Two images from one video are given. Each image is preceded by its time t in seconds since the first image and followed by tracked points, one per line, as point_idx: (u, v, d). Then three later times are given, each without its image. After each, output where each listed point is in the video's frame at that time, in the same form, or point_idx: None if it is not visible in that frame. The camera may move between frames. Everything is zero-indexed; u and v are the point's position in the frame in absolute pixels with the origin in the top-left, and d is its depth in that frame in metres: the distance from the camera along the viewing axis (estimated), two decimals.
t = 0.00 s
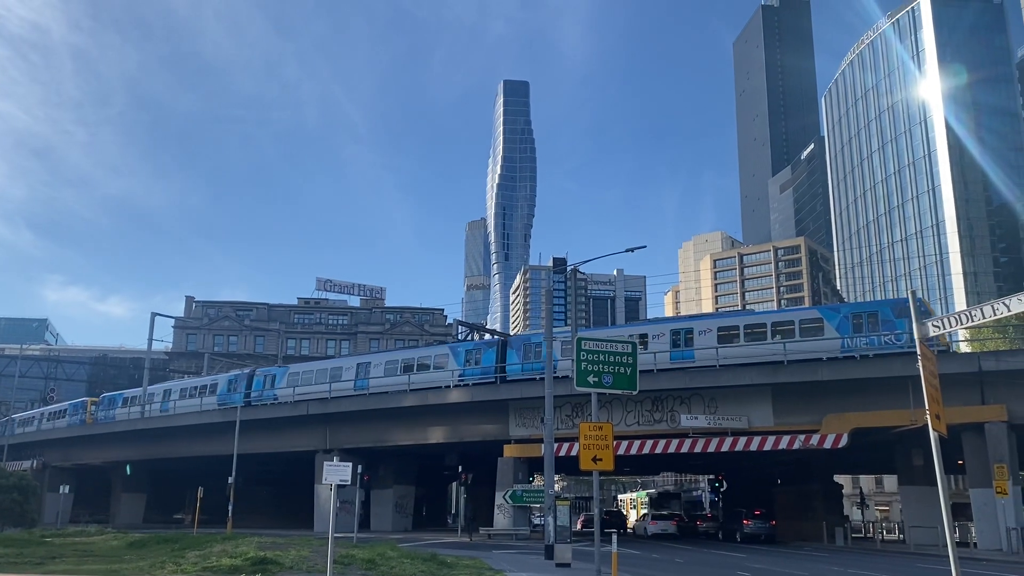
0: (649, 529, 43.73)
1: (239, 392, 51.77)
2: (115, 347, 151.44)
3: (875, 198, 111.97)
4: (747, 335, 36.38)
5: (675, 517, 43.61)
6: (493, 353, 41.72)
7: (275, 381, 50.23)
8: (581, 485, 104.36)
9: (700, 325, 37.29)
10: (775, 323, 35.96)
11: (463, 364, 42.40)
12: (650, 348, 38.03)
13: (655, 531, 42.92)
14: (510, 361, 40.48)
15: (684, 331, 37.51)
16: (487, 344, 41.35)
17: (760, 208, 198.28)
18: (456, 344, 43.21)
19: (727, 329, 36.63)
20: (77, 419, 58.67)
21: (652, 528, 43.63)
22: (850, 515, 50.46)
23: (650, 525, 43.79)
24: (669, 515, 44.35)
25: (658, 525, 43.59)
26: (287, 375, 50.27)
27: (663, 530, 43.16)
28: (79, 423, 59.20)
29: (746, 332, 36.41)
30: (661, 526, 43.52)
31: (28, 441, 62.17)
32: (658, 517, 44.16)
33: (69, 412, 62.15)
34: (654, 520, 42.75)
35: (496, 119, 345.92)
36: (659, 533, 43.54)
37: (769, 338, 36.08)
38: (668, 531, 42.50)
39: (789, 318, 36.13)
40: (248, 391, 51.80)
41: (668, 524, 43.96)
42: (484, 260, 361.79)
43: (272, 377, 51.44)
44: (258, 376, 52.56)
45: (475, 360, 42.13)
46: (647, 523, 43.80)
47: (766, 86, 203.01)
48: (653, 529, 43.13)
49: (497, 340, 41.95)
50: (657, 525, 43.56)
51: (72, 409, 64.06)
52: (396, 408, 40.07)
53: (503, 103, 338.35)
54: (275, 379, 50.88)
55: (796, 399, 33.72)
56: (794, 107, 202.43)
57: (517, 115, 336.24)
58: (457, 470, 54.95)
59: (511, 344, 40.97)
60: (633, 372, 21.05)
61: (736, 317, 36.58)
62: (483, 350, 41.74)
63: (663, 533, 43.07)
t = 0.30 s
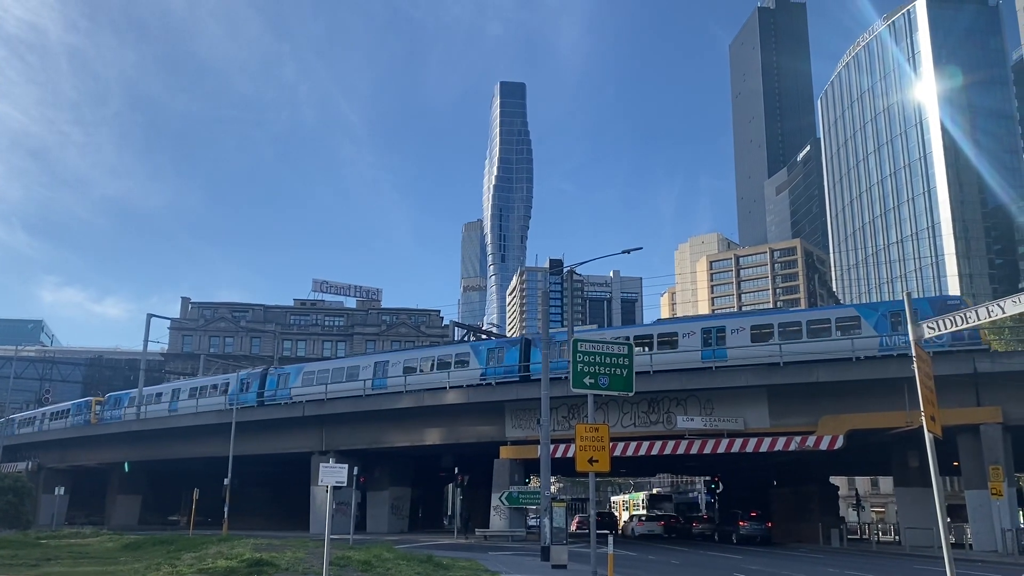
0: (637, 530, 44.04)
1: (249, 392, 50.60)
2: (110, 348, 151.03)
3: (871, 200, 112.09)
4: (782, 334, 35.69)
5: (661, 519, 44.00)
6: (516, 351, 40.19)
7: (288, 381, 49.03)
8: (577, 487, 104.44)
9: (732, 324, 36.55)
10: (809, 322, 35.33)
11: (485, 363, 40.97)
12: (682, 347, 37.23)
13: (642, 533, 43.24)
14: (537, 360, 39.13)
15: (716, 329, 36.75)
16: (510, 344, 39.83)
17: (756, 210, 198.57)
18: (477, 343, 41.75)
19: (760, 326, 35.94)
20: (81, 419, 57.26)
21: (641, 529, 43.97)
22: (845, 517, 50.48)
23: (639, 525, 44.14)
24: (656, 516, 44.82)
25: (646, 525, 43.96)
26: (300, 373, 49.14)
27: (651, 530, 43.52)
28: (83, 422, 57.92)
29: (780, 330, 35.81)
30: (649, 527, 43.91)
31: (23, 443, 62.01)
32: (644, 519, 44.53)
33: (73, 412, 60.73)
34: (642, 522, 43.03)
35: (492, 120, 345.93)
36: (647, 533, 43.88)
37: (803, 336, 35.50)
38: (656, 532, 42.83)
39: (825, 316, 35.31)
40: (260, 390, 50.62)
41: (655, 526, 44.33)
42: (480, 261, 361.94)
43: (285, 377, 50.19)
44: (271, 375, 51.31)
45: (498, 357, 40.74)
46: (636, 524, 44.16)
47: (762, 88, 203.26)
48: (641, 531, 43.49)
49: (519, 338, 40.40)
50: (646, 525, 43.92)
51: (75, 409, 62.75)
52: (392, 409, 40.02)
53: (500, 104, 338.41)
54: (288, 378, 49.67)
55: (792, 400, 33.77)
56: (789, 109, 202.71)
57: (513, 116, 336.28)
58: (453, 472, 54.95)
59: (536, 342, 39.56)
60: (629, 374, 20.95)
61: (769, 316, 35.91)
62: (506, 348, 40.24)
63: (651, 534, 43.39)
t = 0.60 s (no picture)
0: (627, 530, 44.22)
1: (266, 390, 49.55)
2: (109, 349, 150.82)
3: (869, 201, 112.03)
4: (820, 331, 34.74)
5: (653, 519, 43.99)
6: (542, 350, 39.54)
7: (305, 380, 47.90)
8: (576, 488, 104.44)
9: (767, 321, 35.65)
10: (850, 319, 34.34)
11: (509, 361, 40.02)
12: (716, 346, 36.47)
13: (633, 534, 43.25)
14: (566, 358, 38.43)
15: (751, 327, 35.87)
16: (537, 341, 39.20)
17: (754, 211, 198.82)
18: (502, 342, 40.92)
19: (800, 324, 34.95)
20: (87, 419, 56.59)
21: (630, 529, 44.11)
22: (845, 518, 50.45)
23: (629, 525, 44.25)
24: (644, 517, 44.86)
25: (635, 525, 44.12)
26: (318, 372, 48.01)
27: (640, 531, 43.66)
28: (91, 423, 56.99)
29: (818, 328, 34.84)
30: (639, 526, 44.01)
31: (21, 443, 61.91)
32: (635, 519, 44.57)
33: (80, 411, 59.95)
34: (632, 522, 43.07)
35: (490, 121, 345.98)
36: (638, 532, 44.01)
37: (843, 334, 34.61)
38: (647, 533, 42.83)
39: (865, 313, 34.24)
40: (276, 389, 49.46)
41: (647, 527, 44.30)
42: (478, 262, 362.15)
43: (302, 374, 48.82)
44: (287, 374, 50.14)
45: (522, 357, 39.88)
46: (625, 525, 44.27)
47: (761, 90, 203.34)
48: (632, 531, 43.55)
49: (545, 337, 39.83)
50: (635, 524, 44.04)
51: (83, 407, 61.88)
52: (391, 410, 39.97)
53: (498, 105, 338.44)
54: (304, 377, 48.61)
55: (790, 401, 33.80)
56: (788, 111, 202.80)
57: (512, 117, 336.32)
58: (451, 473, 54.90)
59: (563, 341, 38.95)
60: (627, 375, 21.00)
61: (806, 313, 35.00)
62: (531, 346, 39.57)
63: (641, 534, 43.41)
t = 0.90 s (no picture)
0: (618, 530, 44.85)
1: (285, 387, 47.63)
2: (109, 349, 150.87)
3: (869, 202, 111.92)
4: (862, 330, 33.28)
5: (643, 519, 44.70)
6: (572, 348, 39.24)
7: (325, 377, 46.03)
8: (576, 488, 104.49)
9: (806, 320, 34.40)
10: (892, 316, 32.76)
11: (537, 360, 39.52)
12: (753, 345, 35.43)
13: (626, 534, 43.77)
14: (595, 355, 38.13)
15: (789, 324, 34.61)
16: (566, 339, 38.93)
17: (754, 212, 198.89)
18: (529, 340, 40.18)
19: (838, 322, 33.75)
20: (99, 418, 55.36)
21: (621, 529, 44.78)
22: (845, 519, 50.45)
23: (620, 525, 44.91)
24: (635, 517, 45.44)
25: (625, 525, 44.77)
26: (339, 369, 46.19)
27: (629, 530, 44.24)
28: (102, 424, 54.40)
29: (858, 326, 33.44)
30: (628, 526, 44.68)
31: (21, 443, 61.93)
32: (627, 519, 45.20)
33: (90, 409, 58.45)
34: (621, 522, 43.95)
35: (491, 122, 346.02)
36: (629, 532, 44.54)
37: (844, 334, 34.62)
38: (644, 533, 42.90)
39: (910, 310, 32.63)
40: (295, 388, 47.47)
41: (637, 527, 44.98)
42: (478, 262, 362.04)
43: (322, 373, 47.18)
44: (306, 371, 48.13)
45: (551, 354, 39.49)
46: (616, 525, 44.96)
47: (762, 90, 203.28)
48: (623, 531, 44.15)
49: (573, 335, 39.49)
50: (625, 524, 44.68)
51: (92, 406, 59.41)
52: (391, 410, 40.02)
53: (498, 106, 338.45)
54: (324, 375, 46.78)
55: (790, 402, 33.84)
56: (788, 111, 202.75)
57: (512, 117, 336.24)
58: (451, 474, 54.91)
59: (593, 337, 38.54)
60: (627, 376, 21.03)
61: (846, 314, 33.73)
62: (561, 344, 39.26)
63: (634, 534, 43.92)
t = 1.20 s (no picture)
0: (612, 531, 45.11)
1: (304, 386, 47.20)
2: (109, 349, 150.97)
3: (870, 203, 111.85)
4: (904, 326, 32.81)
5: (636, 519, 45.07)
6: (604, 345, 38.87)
7: (347, 375, 45.85)
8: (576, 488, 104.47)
9: (846, 317, 33.96)
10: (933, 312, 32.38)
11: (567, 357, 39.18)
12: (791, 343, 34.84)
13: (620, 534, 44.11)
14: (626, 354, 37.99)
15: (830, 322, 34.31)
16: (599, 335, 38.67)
17: (755, 212, 198.82)
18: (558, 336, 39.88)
19: (881, 319, 33.18)
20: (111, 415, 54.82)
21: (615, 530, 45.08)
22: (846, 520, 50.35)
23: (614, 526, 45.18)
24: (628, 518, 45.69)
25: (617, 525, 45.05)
26: (360, 368, 45.95)
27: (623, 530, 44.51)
28: (113, 421, 53.52)
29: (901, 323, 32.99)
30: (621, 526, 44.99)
31: (21, 442, 61.96)
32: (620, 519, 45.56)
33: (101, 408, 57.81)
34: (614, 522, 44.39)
35: (491, 122, 346.11)
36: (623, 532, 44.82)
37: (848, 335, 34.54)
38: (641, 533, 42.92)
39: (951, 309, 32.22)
40: (314, 386, 47.07)
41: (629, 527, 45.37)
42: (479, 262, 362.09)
43: (342, 370, 46.89)
44: (325, 370, 47.83)
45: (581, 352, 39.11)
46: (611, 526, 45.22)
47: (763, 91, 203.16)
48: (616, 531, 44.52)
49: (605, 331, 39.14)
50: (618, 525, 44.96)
51: (102, 405, 58.66)
52: (391, 410, 40.03)
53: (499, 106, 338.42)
54: (345, 373, 46.49)
55: (791, 402, 33.82)
56: (789, 111, 202.72)
57: (513, 117, 336.18)
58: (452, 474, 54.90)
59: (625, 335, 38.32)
60: (628, 376, 21.00)
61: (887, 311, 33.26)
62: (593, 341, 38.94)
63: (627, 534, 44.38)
